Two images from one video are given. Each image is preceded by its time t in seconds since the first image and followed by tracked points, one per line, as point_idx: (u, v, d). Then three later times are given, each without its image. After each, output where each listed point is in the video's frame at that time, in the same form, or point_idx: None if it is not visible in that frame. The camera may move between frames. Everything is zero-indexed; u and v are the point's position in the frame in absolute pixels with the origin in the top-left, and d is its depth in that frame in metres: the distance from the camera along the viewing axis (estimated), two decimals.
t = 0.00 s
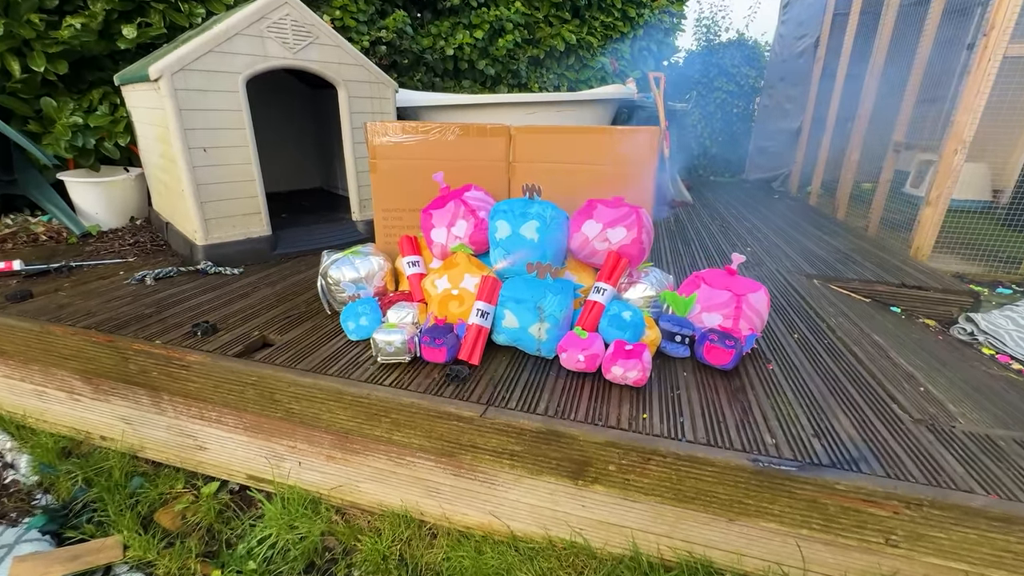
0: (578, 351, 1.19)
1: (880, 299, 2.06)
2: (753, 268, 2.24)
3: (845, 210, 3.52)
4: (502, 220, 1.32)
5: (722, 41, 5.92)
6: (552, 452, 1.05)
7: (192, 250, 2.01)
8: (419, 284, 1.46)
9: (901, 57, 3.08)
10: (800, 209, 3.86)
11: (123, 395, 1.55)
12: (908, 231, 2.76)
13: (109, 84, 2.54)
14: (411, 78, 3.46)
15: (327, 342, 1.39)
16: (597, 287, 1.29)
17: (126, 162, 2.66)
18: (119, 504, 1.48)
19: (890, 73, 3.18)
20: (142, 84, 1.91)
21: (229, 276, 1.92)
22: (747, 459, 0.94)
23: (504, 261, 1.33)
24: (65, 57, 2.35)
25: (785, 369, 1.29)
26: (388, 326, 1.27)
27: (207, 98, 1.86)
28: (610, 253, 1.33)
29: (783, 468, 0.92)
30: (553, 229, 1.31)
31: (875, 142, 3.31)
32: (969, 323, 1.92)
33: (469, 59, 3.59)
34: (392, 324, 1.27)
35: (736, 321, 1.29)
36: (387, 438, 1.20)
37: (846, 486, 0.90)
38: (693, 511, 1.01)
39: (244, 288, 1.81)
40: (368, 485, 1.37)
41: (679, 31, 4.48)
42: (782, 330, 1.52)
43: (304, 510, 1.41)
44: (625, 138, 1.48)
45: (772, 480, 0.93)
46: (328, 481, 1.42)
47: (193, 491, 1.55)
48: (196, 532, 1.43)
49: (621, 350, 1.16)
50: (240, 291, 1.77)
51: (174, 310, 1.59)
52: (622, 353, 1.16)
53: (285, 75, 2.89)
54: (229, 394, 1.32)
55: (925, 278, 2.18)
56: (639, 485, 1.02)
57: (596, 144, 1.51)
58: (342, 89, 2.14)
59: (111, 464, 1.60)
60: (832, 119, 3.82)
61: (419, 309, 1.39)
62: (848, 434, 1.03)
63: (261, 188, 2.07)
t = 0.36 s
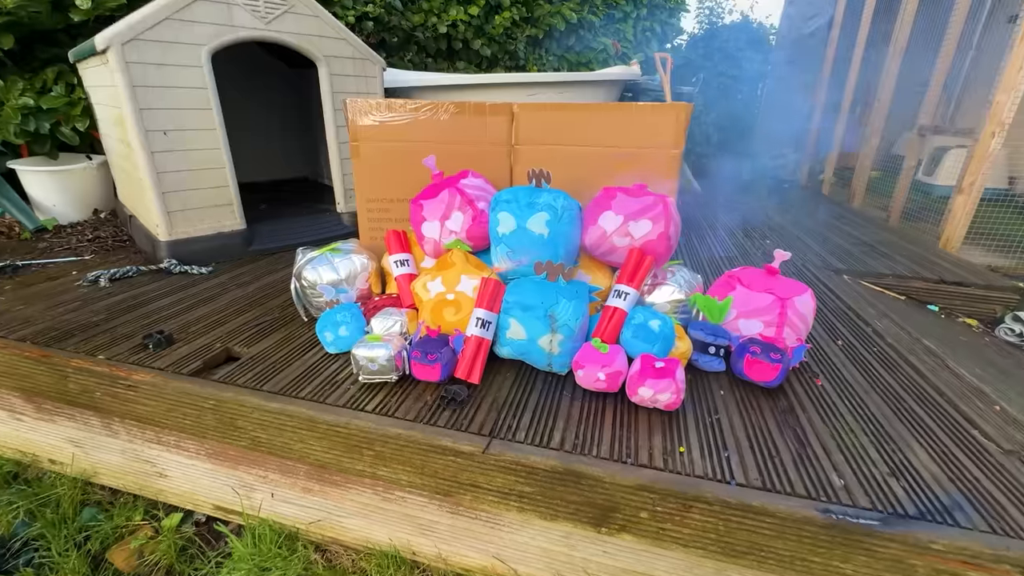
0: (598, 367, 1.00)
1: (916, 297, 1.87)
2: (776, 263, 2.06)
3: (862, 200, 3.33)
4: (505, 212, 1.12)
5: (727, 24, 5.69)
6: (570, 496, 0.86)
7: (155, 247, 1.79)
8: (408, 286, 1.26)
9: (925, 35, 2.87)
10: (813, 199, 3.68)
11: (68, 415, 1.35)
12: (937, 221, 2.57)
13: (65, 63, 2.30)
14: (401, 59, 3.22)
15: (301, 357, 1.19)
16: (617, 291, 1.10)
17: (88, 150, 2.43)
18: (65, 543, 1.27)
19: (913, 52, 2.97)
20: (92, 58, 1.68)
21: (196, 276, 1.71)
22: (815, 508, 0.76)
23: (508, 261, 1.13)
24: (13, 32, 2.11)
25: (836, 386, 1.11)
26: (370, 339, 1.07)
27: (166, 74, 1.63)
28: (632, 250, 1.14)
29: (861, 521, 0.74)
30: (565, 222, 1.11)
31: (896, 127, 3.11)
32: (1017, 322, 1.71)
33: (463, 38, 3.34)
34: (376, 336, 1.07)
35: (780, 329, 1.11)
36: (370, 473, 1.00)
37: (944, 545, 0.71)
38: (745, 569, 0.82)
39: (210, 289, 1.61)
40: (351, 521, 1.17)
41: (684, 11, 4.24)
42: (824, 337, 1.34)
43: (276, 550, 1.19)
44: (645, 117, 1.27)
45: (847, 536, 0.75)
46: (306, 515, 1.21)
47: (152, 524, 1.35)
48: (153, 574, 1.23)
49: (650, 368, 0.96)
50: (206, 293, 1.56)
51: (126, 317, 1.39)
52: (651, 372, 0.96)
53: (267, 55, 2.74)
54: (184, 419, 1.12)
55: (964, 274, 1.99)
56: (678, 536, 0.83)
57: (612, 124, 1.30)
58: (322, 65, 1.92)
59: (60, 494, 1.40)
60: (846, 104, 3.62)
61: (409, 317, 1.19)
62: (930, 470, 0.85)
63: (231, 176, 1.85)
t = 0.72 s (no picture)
0: (606, 370, 0.94)
1: (929, 288, 1.82)
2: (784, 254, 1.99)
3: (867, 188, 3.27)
4: (505, 204, 1.05)
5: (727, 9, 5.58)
6: (578, 508, 0.81)
7: (138, 244, 1.71)
8: (403, 284, 1.19)
9: (934, 18, 2.79)
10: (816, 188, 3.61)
11: (48, 421, 1.28)
12: (946, 209, 2.51)
13: (42, 51, 2.20)
14: (394, 46, 3.12)
15: (290, 360, 1.12)
16: (625, 287, 1.04)
17: (69, 142, 2.33)
18: (47, 556, 1.19)
19: (921, 36, 2.89)
20: (66, 44, 1.59)
21: (182, 273, 1.63)
22: (844, 522, 0.71)
23: (509, 256, 1.07)
24: None
25: (856, 385, 1.05)
26: (363, 341, 1.01)
27: (144, 60, 1.54)
28: (640, 243, 1.07)
29: (894, 537, 0.69)
30: (569, 214, 1.04)
31: (903, 113, 3.03)
32: None
33: (458, 24, 3.24)
34: (370, 338, 1.01)
35: (797, 326, 1.05)
36: (365, 483, 0.94)
37: (985, 562, 0.66)
38: None
39: (196, 288, 1.53)
40: (347, 530, 1.07)
41: None
42: (839, 333, 1.28)
43: (269, 561, 1.09)
44: (653, 102, 1.20)
45: (877, 551, 0.69)
46: (299, 524, 1.12)
47: (140, 534, 1.29)
48: None
49: (662, 370, 0.90)
50: (191, 292, 1.49)
51: (106, 318, 1.32)
52: (663, 374, 0.90)
53: (256, 42, 2.67)
54: (166, 427, 1.05)
55: (977, 265, 1.93)
56: (695, 551, 0.78)
57: (618, 110, 1.23)
58: (310, 51, 1.83)
59: (43, 502, 1.33)
60: (851, 91, 3.54)
61: (404, 317, 1.12)
62: (962, 478, 0.80)
63: (217, 169, 1.77)
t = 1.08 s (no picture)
0: (604, 363, 0.96)
1: (924, 280, 1.83)
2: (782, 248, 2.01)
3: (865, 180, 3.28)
4: (504, 201, 1.06)
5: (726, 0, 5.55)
6: (578, 497, 0.83)
7: (142, 243, 1.73)
8: (404, 280, 1.21)
9: (932, 9, 2.78)
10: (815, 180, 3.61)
11: (57, 418, 1.30)
12: (943, 200, 2.52)
13: (41, 50, 2.21)
14: (392, 42, 3.12)
15: (295, 356, 1.14)
16: (623, 281, 1.05)
17: (70, 141, 2.34)
18: (60, 549, 1.22)
19: (919, 27, 2.89)
20: (66, 44, 1.60)
21: (185, 271, 1.65)
22: (834, 508, 0.73)
23: (508, 252, 1.08)
24: None
25: (849, 376, 1.07)
26: (367, 337, 1.03)
27: (145, 60, 1.55)
28: (637, 238, 1.09)
29: (882, 521, 0.71)
30: (567, 210, 1.06)
31: (901, 104, 3.03)
32: None
33: (456, 19, 3.24)
34: (372, 333, 1.03)
35: (791, 319, 1.07)
36: (371, 475, 0.97)
37: (970, 545, 0.69)
38: (761, 571, 0.79)
39: (200, 285, 1.55)
40: (353, 521, 1.10)
41: None
42: (834, 324, 1.31)
43: (277, 552, 1.12)
44: (650, 99, 1.21)
45: (866, 536, 0.72)
46: (306, 516, 1.14)
47: (149, 527, 1.32)
48: None
49: (658, 363, 0.93)
50: (195, 290, 1.51)
51: (113, 317, 1.34)
52: (660, 366, 0.92)
53: (255, 39, 2.67)
54: (175, 422, 1.07)
55: (972, 256, 1.95)
56: (691, 537, 0.80)
57: (616, 107, 1.24)
58: (309, 49, 1.84)
59: (54, 498, 1.35)
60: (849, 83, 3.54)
61: (406, 313, 1.14)
62: (951, 465, 0.82)
63: (218, 168, 1.79)
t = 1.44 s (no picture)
0: (605, 360, 0.96)
1: (927, 275, 1.83)
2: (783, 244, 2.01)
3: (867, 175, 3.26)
4: (505, 199, 1.06)
5: None
6: (580, 494, 0.84)
7: (144, 242, 1.74)
8: (406, 279, 1.21)
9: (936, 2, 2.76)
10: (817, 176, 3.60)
11: (61, 417, 1.31)
12: (946, 196, 2.51)
13: (41, 50, 2.21)
14: (392, 38, 3.11)
15: (297, 355, 1.15)
16: (624, 279, 1.05)
17: (71, 141, 2.34)
18: (66, 547, 1.23)
19: (922, 21, 2.87)
20: (67, 44, 1.59)
21: (187, 270, 1.66)
22: (836, 504, 0.73)
23: (509, 250, 1.08)
24: None
25: (851, 372, 1.07)
26: (369, 336, 1.03)
27: (145, 59, 1.55)
28: (638, 235, 1.09)
29: (884, 517, 0.71)
30: (568, 208, 1.06)
31: (904, 98, 3.02)
32: None
33: (456, 16, 3.22)
34: (374, 331, 1.03)
35: (793, 315, 1.07)
36: (374, 473, 0.97)
37: (971, 540, 0.69)
38: (763, 566, 0.79)
39: (202, 285, 1.56)
40: (356, 518, 1.10)
41: None
42: (835, 321, 1.31)
43: (281, 549, 1.13)
44: (652, 96, 1.20)
45: (868, 531, 0.72)
46: (309, 513, 1.15)
47: (154, 525, 1.32)
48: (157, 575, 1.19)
49: (660, 360, 0.93)
50: (198, 289, 1.51)
51: (116, 316, 1.34)
52: (662, 363, 0.93)
53: (255, 38, 2.67)
54: (178, 421, 1.08)
55: (974, 251, 1.94)
56: (693, 534, 0.80)
57: (618, 104, 1.24)
58: (309, 47, 1.84)
59: (59, 496, 1.36)
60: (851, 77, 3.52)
61: (407, 311, 1.14)
62: (952, 460, 0.83)
63: (220, 167, 1.79)
